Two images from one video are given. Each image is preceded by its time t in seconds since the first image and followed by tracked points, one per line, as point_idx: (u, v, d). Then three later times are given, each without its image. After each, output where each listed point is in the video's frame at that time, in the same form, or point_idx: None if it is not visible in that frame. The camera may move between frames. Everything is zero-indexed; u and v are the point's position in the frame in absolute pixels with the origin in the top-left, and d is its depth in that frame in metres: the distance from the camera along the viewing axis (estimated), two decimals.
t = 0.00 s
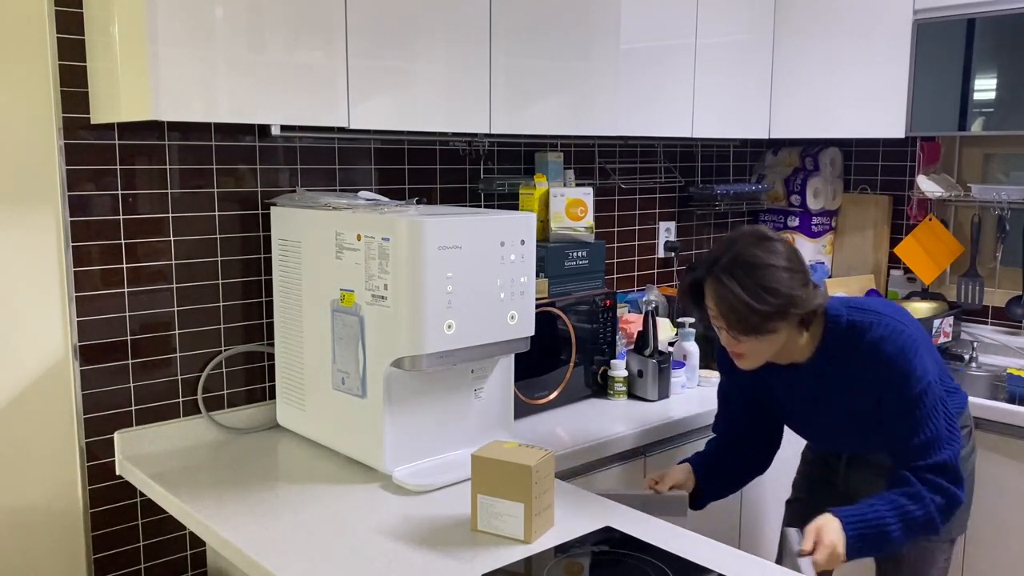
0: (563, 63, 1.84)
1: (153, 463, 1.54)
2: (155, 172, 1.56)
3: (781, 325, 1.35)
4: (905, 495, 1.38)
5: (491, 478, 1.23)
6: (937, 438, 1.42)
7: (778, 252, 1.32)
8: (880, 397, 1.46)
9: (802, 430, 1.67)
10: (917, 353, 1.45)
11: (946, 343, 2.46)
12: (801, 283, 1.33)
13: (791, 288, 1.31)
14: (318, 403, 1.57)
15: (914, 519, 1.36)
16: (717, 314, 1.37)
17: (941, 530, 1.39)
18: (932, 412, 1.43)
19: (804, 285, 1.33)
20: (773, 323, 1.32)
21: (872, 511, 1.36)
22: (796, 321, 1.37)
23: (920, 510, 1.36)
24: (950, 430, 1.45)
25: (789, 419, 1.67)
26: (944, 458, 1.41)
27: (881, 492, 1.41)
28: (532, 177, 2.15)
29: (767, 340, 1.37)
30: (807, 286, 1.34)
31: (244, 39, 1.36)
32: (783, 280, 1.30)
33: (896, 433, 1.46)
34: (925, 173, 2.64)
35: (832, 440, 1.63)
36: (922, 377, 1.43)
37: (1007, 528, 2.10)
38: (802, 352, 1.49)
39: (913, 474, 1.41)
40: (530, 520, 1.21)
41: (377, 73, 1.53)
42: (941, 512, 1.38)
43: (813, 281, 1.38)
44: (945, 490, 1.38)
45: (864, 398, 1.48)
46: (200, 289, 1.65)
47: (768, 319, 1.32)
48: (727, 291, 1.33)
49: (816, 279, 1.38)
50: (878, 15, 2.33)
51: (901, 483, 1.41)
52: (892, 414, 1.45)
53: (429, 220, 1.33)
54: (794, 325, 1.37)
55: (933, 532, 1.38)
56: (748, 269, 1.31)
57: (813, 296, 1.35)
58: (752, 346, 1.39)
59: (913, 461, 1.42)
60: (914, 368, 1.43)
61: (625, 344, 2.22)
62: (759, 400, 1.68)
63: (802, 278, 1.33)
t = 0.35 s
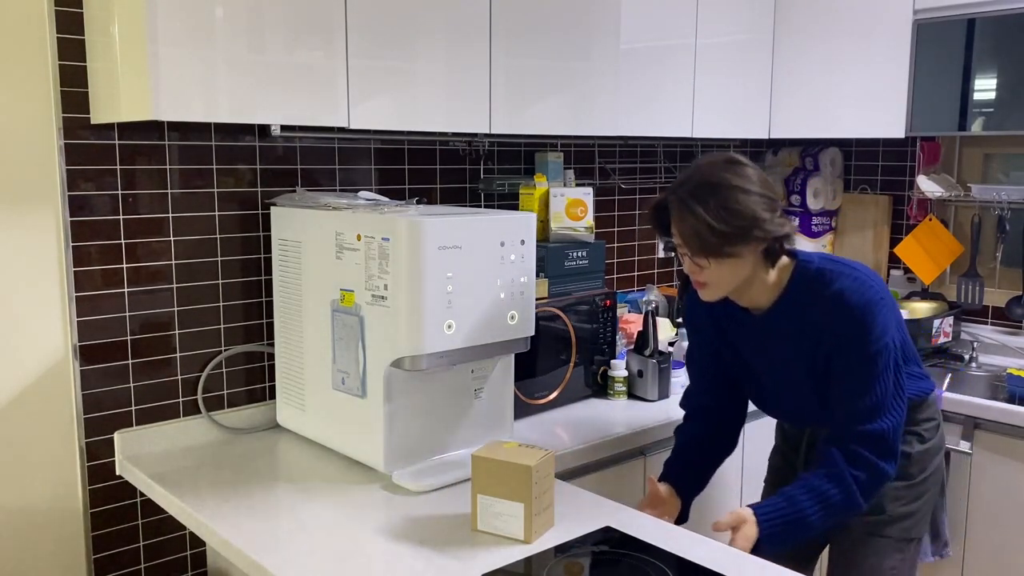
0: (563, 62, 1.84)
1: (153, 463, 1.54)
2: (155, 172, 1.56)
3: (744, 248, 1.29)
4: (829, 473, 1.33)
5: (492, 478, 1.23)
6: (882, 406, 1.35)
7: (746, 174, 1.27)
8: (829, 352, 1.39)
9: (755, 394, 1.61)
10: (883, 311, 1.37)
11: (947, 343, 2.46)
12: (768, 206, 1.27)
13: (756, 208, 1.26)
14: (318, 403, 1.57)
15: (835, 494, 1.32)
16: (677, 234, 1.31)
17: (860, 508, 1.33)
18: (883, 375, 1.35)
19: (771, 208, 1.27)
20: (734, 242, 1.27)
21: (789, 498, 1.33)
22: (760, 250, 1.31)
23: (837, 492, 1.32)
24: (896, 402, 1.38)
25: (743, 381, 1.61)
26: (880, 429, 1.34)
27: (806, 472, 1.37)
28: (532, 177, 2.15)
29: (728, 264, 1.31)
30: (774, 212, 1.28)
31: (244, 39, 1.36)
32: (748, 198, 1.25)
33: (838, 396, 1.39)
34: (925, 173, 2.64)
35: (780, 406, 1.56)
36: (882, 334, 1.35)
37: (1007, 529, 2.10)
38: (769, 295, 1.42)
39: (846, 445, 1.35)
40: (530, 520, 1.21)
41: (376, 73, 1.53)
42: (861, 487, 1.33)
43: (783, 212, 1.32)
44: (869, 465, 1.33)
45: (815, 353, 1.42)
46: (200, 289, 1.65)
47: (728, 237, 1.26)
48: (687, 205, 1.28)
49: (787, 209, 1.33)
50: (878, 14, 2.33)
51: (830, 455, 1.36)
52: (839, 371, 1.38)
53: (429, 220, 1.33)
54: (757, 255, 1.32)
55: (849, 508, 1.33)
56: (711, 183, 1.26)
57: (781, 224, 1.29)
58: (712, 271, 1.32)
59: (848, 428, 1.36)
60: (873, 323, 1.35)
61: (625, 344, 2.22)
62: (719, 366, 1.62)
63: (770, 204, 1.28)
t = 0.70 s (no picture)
0: (564, 62, 1.84)
1: (153, 463, 1.54)
2: (155, 172, 1.56)
3: (742, 163, 1.29)
4: (835, 458, 1.28)
5: (492, 478, 1.23)
6: (899, 383, 1.29)
7: (768, 92, 1.29)
8: (840, 325, 1.33)
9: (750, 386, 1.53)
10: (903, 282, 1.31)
11: (947, 343, 2.47)
12: (777, 128, 1.28)
13: (760, 122, 1.27)
14: (318, 403, 1.57)
15: (844, 478, 1.27)
16: (683, 147, 1.35)
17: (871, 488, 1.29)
18: (902, 347, 1.29)
19: (780, 131, 1.28)
20: (730, 151, 1.28)
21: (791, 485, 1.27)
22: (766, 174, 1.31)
23: (842, 478, 1.27)
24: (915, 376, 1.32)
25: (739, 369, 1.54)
26: (897, 405, 1.29)
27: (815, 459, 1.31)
28: (532, 177, 2.15)
29: (726, 181, 1.31)
30: (783, 137, 1.28)
31: (244, 39, 1.36)
32: (752, 109, 1.27)
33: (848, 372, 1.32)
34: (925, 173, 2.65)
35: (778, 395, 1.49)
36: (900, 303, 1.29)
37: (1007, 530, 2.10)
38: (777, 241, 1.39)
39: (858, 422, 1.31)
40: (530, 519, 1.21)
41: (377, 73, 1.53)
42: (872, 468, 1.29)
43: (803, 147, 1.32)
44: (881, 445, 1.29)
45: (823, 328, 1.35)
46: (200, 289, 1.65)
47: (725, 146, 1.28)
48: (694, 113, 1.32)
49: (808, 146, 1.32)
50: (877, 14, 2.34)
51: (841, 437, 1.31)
52: (850, 347, 1.32)
53: (428, 220, 1.33)
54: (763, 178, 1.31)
55: (860, 493, 1.28)
56: (720, 94, 1.30)
57: (792, 152, 1.29)
58: (710, 187, 1.33)
59: (861, 406, 1.31)
60: (890, 292, 1.29)
61: (625, 345, 2.21)
62: (715, 348, 1.57)
63: (787, 127, 1.28)
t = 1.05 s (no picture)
0: (564, 62, 1.84)
1: (153, 463, 1.54)
2: (155, 172, 1.56)
3: (753, 105, 1.29)
4: (824, 448, 1.21)
5: (492, 478, 1.23)
6: (889, 364, 1.20)
7: (793, 37, 1.28)
8: (829, 304, 1.28)
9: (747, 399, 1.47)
10: (894, 261, 1.25)
11: (946, 343, 2.47)
12: (794, 72, 1.26)
13: (774, 63, 1.27)
14: (318, 403, 1.57)
15: (828, 466, 1.19)
16: (705, 85, 1.37)
17: (862, 478, 1.20)
18: (892, 323, 1.21)
19: (795, 74, 1.26)
20: (741, 91, 1.29)
21: (775, 480, 1.21)
22: (776, 120, 1.29)
23: (825, 465, 1.20)
24: (911, 359, 1.23)
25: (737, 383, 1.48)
26: (892, 385, 1.20)
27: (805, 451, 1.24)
28: (532, 177, 2.15)
29: (736, 120, 1.32)
30: (798, 81, 1.26)
31: (244, 39, 1.36)
32: (769, 50, 1.28)
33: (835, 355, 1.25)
34: (925, 173, 2.65)
35: (780, 398, 1.43)
36: (887, 278, 1.23)
37: (1007, 530, 2.10)
38: (790, 190, 1.36)
39: (851, 407, 1.22)
40: (530, 519, 1.21)
41: (377, 74, 1.53)
42: (864, 457, 1.20)
43: (824, 98, 1.28)
44: (869, 430, 1.20)
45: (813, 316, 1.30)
46: (200, 289, 1.65)
47: (736, 83, 1.30)
48: (717, 54, 1.34)
49: (832, 98, 1.29)
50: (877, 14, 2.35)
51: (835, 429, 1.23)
52: (835, 329, 1.26)
53: (428, 220, 1.33)
54: (773, 124, 1.30)
55: (851, 484, 1.19)
56: (744, 33, 1.31)
57: (806, 99, 1.26)
58: (724, 124, 1.35)
59: (851, 389, 1.23)
60: (876, 267, 1.23)
61: (625, 345, 2.22)
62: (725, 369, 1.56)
63: (806, 74, 1.27)
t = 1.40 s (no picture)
0: (563, 62, 1.84)
1: (153, 463, 1.54)
2: (155, 172, 1.56)
3: (767, 92, 1.31)
4: (797, 439, 1.24)
5: (492, 478, 1.23)
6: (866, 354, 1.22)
7: (808, 26, 1.29)
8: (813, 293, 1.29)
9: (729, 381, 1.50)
10: (881, 251, 1.25)
11: (946, 343, 2.46)
12: (809, 59, 1.28)
13: (790, 50, 1.29)
14: (318, 403, 1.57)
15: (803, 458, 1.22)
16: (721, 70, 1.39)
17: (835, 468, 1.22)
18: (875, 315, 1.22)
19: (811, 62, 1.28)
20: (757, 77, 1.31)
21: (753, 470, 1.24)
22: (790, 106, 1.31)
23: (802, 457, 1.22)
24: (888, 351, 1.25)
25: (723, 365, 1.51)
26: (867, 377, 1.22)
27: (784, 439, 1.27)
28: (532, 177, 2.15)
29: (750, 106, 1.34)
30: (812, 70, 1.28)
31: (244, 39, 1.36)
32: (785, 37, 1.29)
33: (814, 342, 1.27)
34: (925, 173, 2.65)
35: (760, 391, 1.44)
36: (874, 269, 1.23)
37: (1007, 530, 2.10)
38: (799, 178, 1.37)
39: (824, 397, 1.25)
40: (529, 519, 1.21)
41: (377, 74, 1.53)
42: (837, 447, 1.23)
43: (838, 86, 1.30)
44: (843, 420, 1.23)
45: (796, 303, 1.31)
46: (200, 289, 1.65)
47: (752, 69, 1.31)
48: (733, 42, 1.36)
49: (845, 87, 1.31)
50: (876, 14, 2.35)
51: (808, 419, 1.25)
52: (815, 318, 1.27)
53: (428, 220, 1.33)
54: (787, 111, 1.31)
55: (824, 473, 1.22)
56: (761, 23, 1.33)
57: (820, 86, 1.28)
58: (738, 111, 1.36)
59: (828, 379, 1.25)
60: (865, 258, 1.24)
61: (625, 345, 2.22)
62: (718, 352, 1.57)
63: (821, 62, 1.28)
